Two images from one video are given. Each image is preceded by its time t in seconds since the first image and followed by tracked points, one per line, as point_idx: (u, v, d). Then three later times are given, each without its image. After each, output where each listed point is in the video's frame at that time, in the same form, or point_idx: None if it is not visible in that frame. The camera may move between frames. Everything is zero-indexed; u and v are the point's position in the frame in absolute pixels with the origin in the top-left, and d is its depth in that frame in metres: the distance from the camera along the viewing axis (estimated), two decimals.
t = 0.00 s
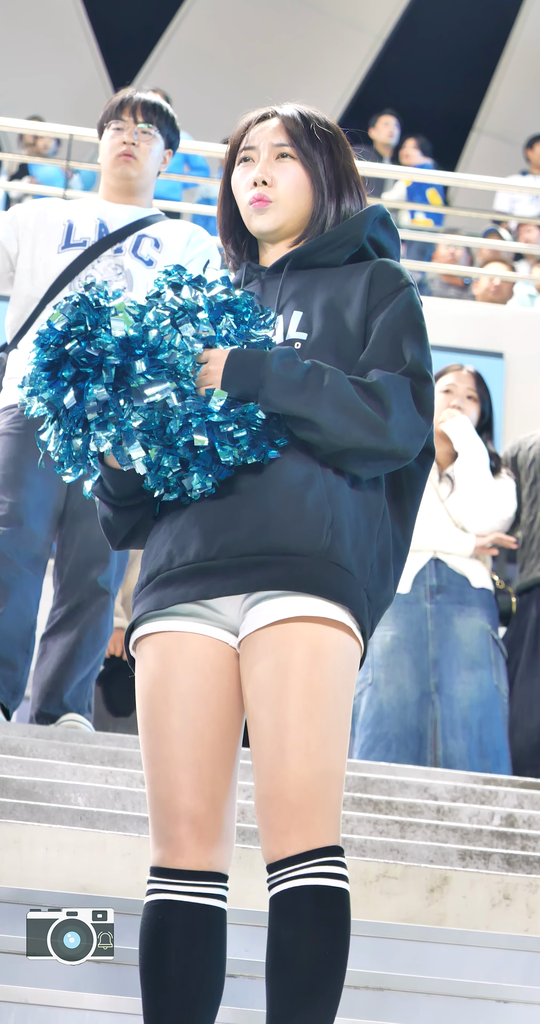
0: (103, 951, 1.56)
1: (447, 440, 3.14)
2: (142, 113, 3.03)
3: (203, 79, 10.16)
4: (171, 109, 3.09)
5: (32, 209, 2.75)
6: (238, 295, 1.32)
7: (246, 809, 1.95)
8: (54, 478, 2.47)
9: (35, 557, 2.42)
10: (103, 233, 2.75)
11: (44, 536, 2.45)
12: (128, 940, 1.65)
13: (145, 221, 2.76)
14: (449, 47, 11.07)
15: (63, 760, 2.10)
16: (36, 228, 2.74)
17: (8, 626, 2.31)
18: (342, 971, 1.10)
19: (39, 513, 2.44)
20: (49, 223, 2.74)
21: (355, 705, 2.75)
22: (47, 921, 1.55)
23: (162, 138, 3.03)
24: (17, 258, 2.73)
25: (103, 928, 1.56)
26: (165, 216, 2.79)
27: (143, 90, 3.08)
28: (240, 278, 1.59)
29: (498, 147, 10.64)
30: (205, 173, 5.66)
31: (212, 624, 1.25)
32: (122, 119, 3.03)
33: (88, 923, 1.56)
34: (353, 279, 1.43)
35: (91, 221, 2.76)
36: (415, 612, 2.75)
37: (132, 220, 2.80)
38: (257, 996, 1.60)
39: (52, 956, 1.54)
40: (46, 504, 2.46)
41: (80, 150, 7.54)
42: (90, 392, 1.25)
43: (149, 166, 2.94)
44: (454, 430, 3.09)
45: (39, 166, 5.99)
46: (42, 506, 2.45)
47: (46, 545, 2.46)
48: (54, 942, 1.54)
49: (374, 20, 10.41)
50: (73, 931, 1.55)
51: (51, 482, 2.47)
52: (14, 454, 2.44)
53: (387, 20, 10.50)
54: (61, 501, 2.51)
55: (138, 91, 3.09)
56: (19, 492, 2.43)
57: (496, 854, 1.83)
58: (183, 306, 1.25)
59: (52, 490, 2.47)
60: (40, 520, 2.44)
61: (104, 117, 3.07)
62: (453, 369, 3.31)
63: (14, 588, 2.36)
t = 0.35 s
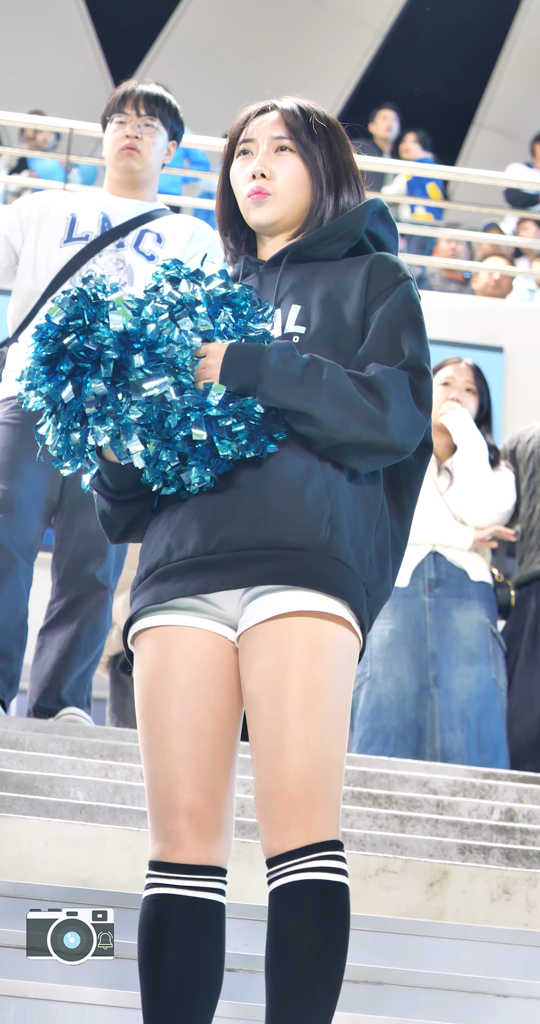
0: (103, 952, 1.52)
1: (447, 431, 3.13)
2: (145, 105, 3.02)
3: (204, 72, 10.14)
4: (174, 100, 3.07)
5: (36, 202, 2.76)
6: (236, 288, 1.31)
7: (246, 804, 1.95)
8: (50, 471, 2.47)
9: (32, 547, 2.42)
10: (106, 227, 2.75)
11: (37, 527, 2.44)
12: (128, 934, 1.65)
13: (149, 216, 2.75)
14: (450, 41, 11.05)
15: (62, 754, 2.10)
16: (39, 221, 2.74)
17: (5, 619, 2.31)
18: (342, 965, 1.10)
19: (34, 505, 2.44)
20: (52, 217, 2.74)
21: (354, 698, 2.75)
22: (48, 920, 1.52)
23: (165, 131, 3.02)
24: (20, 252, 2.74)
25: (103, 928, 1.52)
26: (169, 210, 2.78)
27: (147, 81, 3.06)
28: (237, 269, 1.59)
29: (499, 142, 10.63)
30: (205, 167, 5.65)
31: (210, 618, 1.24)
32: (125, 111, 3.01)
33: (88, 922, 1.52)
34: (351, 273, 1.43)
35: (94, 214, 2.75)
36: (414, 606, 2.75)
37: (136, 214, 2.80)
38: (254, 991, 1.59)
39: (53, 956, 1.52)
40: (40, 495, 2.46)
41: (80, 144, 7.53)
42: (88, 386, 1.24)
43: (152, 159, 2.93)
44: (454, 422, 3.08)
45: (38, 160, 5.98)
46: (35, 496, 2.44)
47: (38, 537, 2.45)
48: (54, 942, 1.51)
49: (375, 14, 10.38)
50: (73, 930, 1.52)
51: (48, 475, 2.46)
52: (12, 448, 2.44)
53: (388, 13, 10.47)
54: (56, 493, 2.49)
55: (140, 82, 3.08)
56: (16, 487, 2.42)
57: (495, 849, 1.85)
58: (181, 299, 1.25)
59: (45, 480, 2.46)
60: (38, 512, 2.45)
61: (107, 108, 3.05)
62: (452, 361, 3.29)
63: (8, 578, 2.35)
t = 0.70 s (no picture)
0: (104, 952, 1.47)
1: (446, 426, 3.13)
2: (147, 102, 3.02)
3: (204, 68, 10.12)
4: (177, 97, 3.07)
5: (39, 195, 2.75)
6: (237, 283, 1.31)
7: (245, 800, 1.95)
8: (49, 465, 2.46)
9: (34, 545, 2.42)
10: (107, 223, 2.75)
11: (39, 524, 2.44)
12: (128, 930, 1.64)
13: (152, 212, 2.75)
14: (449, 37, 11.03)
15: (61, 750, 2.10)
16: (41, 215, 2.73)
17: (4, 617, 2.30)
18: (341, 961, 1.10)
19: (36, 501, 2.44)
20: (54, 211, 2.73)
21: (352, 693, 2.76)
22: (48, 920, 1.46)
23: (167, 128, 3.02)
24: (22, 246, 2.73)
25: (103, 928, 1.47)
26: (171, 206, 2.78)
27: (150, 78, 3.06)
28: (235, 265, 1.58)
29: (498, 138, 10.63)
30: (204, 164, 5.65)
31: (210, 614, 1.24)
32: (127, 108, 3.01)
33: (88, 922, 1.47)
34: (350, 269, 1.42)
35: (96, 210, 2.75)
36: (413, 601, 2.75)
37: (138, 211, 2.79)
38: (253, 987, 1.59)
39: (53, 956, 1.47)
40: (42, 492, 2.45)
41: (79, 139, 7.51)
42: (90, 380, 1.24)
43: (155, 156, 2.93)
44: (452, 416, 3.07)
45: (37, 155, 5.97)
46: (37, 492, 2.44)
47: (40, 534, 2.45)
48: (54, 942, 1.46)
49: (375, 9, 10.36)
50: (73, 930, 1.47)
51: (48, 470, 2.46)
52: (13, 442, 2.43)
53: (388, 9, 10.46)
54: (57, 489, 2.49)
55: (143, 79, 3.07)
56: (16, 482, 2.42)
57: (494, 845, 1.84)
58: (183, 293, 1.24)
59: (47, 477, 2.46)
60: (39, 508, 2.45)
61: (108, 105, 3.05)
62: (451, 356, 3.29)
63: (9, 577, 2.35)
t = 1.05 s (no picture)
0: (104, 952, 1.46)
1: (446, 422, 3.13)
2: (148, 99, 3.02)
3: (204, 64, 10.11)
4: (178, 93, 3.06)
5: (39, 193, 2.75)
6: (234, 278, 1.31)
7: (245, 797, 1.95)
8: (48, 461, 2.46)
9: (33, 542, 2.42)
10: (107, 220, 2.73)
11: (38, 520, 2.44)
12: (128, 928, 1.64)
13: (151, 209, 2.74)
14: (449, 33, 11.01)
15: (61, 747, 2.10)
16: (40, 212, 2.73)
17: (4, 614, 2.30)
18: (340, 959, 1.10)
19: (35, 498, 2.44)
20: (53, 208, 2.73)
21: (352, 690, 2.75)
22: (47, 920, 1.46)
23: (167, 125, 3.02)
24: (22, 243, 2.74)
25: (103, 928, 1.46)
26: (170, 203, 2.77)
27: (150, 75, 3.06)
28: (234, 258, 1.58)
29: (498, 134, 10.61)
30: (204, 161, 5.65)
31: (209, 609, 1.24)
32: (127, 105, 3.01)
33: (88, 922, 1.46)
34: (348, 263, 1.42)
35: (96, 208, 2.74)
36: (413, 598, 2.75)
37: (138, 208, 2.79)
38: (253, 984, 1.59)
39: (53, 957, 1.47)
40: (41, 489, 2.45)
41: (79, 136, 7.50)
42: (87, 376, 1.24)
43: (155, 154, 2.92)
44: (453, 414, 3.08)
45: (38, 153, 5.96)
46: (36, 489, 2.44)
47: (40, 531, 2.45)
48: (54, 942, 1.46)
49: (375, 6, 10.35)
50: (73, 930, 1.46)
51: (48, 466, 2.46)
52: (12, 439, 2.43)
53: (388, 6, 10.45)
54: (56, 485, 2.48)
55: (144, 77, 3.07)
56: (14, 478, 2.41)
57: (495, 842, 1.84)
58: (180, 289, 1.24)
59: (46, 475, 2.45)
60: (39, 504, 2.45)
61: (109, 103, 3.05)
62: (451, 352, 3.28)
63: (9, 573, 2.35)
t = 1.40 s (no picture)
0: (104, 952, 1.44)
1: (447, 420, 3.13)
2: (149, 99, 3.01)
3: (204, 61, 10.11)
4: (179, 93, 3.05)
5: (38, 190, 2.75)
6: (231, 274, 1.30)
7: (245, 794, 1.95)
8: (47, 458, 2.45)
9: (33, 540, 2.42)
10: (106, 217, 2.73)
11: (37, 518, 2.44)
12: (127, 925, 1.64)
13: (151, 208, 2.74)
14: (449, 30, 11.00)
15: (61, 744, 2.10)
16: (39, 210, 2.73)
17: (4, 612, 2.30)
18: (340, 956, 1.10)
19: (34, 495, 2.43)
20: (52, 206, 2.73)
21: (351, 687, 2.75)
22: (47, 921, 1.44)
23: (168, 125, 3.01)
24: (21, 241, 2.73)
25: (103, 928, 1.44)
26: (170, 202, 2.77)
27: (152, 74, 3.05)
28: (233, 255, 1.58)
29: (499, 131, 10.60)
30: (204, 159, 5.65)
31: (207, 604, 1.24)
32: (128, 105, 3.00)
33: (88, 922, 1.44)
34: (346, 256, 1.42)
35: (95, 205, 2.74)
36: (413, 595, 2.75)
37: (137, 206, 2.78)
38: (252, 981, 1.59)
39: (53, 957, 1.44)
40: (40, 486, 2.45)
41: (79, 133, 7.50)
42: (83, 372, 1.24)
43: (155, 153, 2.91)
44: (454, 410, 3.08)
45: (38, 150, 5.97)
46: (36, 487, 2.44)
47: (39, 529, 2.45)
48: (54, 942, 1.44)
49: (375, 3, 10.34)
50: (73, 930, 1.44)
51: (47, 463, 2.45)
52: (11, 436, 2.42)
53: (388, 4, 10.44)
54: (56, 483, 2.48)
55: (146, 75, 3.07)
56: (14, 475, 2.41)
57: (495, 839, 1.84)
58: (176, 285, 1.25)
59: (46, 472, 2.45)
60: (38, 501, 2.44)
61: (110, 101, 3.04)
62: (452, 349, 3.28)
63: (9, 571, 2.35)
